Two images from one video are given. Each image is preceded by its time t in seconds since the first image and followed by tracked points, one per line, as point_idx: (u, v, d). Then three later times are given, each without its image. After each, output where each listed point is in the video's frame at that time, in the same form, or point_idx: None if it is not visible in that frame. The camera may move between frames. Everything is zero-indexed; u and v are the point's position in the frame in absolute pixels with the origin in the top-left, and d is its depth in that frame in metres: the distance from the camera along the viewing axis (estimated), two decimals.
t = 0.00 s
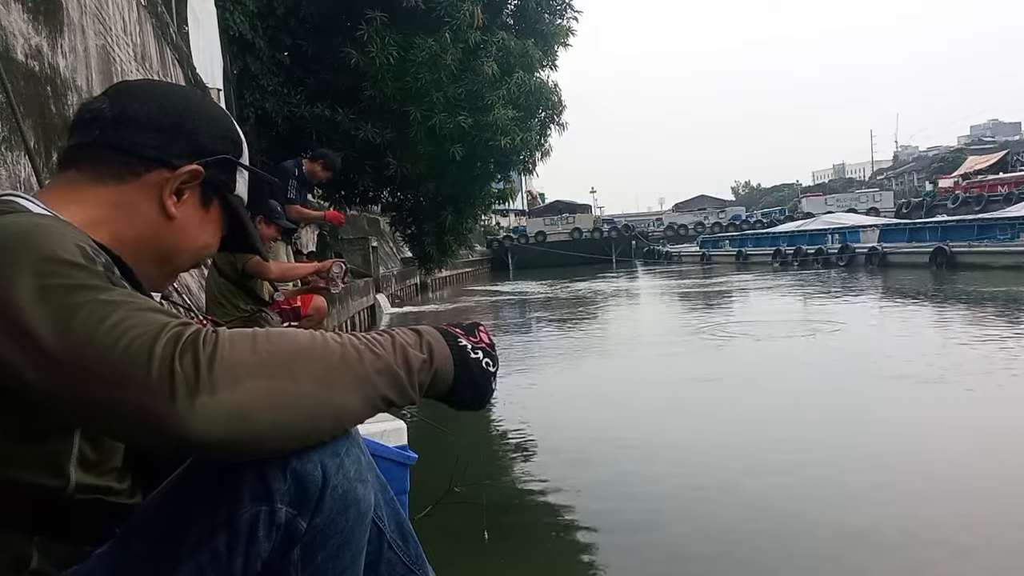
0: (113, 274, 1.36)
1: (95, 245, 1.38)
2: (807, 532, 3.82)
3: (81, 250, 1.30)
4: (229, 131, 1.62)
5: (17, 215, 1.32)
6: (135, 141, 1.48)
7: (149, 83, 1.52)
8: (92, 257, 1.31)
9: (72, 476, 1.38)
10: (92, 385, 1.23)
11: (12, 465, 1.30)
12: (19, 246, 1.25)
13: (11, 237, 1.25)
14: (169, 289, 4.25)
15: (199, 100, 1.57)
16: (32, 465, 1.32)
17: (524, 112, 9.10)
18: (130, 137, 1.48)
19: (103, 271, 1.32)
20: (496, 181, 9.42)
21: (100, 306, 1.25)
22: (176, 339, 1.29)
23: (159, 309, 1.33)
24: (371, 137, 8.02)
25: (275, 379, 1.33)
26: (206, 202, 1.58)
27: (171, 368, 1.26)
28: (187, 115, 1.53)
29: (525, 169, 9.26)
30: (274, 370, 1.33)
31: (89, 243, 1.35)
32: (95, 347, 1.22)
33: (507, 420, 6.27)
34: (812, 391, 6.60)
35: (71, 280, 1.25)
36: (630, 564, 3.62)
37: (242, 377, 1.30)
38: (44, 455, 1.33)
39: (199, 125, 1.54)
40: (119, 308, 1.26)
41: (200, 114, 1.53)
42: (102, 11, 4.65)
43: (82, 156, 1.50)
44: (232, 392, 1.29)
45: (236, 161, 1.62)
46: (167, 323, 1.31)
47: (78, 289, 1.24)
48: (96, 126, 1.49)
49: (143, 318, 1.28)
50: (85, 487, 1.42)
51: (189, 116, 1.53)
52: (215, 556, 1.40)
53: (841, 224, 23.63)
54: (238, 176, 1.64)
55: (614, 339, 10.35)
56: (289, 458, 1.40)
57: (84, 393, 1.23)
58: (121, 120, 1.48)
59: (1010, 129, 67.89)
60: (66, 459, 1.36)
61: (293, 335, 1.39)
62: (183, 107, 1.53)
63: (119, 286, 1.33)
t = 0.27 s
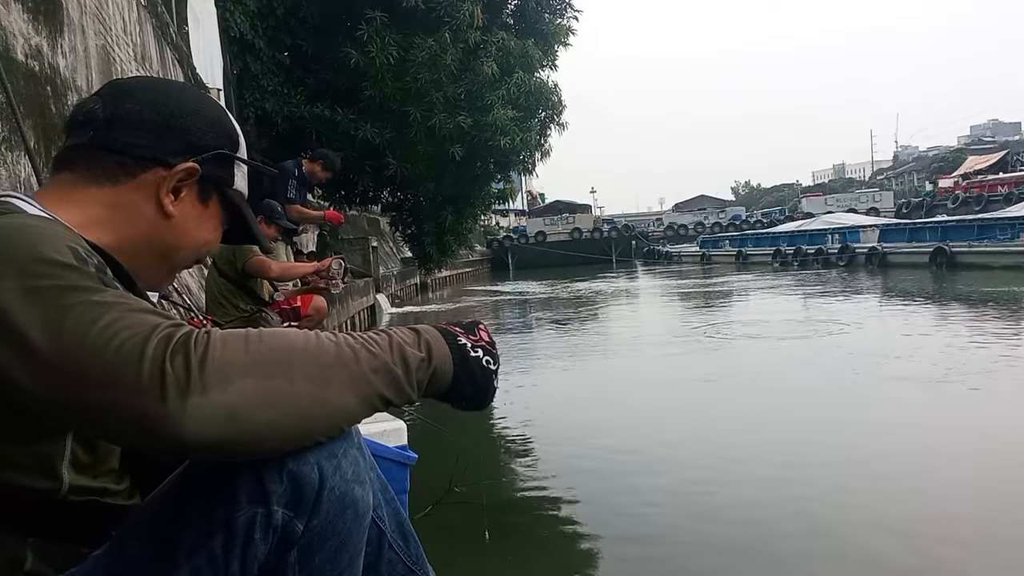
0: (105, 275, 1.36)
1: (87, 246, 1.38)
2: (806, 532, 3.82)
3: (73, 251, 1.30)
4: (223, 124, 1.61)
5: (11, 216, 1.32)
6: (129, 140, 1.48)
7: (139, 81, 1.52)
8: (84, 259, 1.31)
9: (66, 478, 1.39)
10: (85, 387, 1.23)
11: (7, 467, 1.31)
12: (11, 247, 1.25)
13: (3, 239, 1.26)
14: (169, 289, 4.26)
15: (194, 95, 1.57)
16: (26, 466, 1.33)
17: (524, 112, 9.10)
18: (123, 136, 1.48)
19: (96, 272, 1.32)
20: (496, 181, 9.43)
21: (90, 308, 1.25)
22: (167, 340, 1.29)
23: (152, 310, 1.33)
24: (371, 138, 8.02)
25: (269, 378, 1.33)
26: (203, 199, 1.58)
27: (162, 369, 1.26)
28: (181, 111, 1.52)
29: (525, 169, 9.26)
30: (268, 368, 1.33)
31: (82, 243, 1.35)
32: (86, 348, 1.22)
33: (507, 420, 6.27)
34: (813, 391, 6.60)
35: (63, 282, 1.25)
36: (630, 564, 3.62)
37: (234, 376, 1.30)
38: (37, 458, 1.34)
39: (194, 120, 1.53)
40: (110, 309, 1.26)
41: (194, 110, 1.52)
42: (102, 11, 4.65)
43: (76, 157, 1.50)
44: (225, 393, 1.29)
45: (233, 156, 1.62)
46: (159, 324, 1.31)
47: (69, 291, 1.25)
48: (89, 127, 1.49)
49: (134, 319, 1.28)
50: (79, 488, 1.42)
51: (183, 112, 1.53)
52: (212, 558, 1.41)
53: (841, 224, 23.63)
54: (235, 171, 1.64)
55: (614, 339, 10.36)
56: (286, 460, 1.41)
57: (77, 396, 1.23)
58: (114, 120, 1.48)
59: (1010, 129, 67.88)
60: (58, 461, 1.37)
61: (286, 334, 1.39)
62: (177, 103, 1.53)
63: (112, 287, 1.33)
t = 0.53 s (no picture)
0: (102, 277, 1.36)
1: (83, 247, 1.38)
2: (806, 532, 3.83)
3: (68, 253, 1.30)
4: (224, 125, 1.61)
5: (9, 217, 1.32)
6: (128, 141, 1.48)
7: (138, 81, 1.52)
8: (81, 261, 1.31)
9: (61, 480, 1.39)
10: (79, 390, 1.23)
11: (4, 470, 1.32)
12: (8, 249, 1.26)
13: None
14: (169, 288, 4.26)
15: (195, 97, 1.57)
16: (19, 469, 1.33)
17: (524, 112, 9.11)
18: (122, 137, 1.48)
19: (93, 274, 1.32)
20: (496, 181, 9.43)
21: (85, 310, 1.25)
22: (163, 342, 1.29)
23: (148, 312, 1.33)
24: (371, 138, 8.02)
25: (265, 380, 1.33)
26: (204, 199, 1.58)
27: (157, 371, 1.25)
28: (181, 112, 1.52)
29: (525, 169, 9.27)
30: (264, 369, 1.33)
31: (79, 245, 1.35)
32: (80, 351, 1.22)
33: (507, 420, 6.27)
34: (812, 392, 6.60)
35: (59, 284, 1.25)
36: (630, 564, 3.62)
37: (229, 379, 1.30)
38: (33, 460, 1.34)
39: (194, 121, 1.53)
40: (105, 311, 1.26)
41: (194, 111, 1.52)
42: (102, 11, 4.65)
43: (75, 158, 1.50)
44: (219, 396, 1.29)
45: (234, 157, 1.62)
46: (154, 326, 1.30)
47: (64, 292, 1.25)
48: (89, 127, 1.49)
49: (129, 320, 1.28)
50: (74, 490, 1.42)
51: (183, 113, 1.52)
52: (209, 561, 1.41)
53: (841, 223, 23.64)
54: (236, 173, 1.64)
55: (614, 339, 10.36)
56: (283, 462, 1.41)
57: (71, 398, 1.23)
58: (112, 121, 1.48)
59: (1010, 129, 67.91)
60: (53, 463, 1.37)
61: (282, 337, 1.39)
62: (178, 104, 1.52)
63: (108, 289, 1.33)
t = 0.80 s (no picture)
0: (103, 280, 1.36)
1: (87, 250, 1.38)
2: (806, 531, 3.83)
3: (72, 256, 1.30)
4: (235, 134, 1.61)
5: (13, 219, 1.33)
6: (137, 146, 1.48)
7: (147, 86, 1.52)
8: (83, 265, 1.31)
9: (62, 483, 1.39)
10: (77, 395, 1.23)
11: (4, 472, 1.32)
12: (13, 249, 1.26)
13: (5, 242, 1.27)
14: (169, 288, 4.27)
15: (210, 104, 1.57)
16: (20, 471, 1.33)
17: (524, 112, 9.11)
18: (131, 143, 1.48)
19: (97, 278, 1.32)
20: (496, 181, 9.44)
21: (84, 315, 1.25)
22: (162, 347, 1.28)
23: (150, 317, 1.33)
24: (371, 138, 8.03)
25: (263, 387, 1.33)
26: (210, 207, 1.59)
27: (153, 377, 1.25)
28: (194, 120, 1.52)
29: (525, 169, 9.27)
30: (262, 374, 1.33)
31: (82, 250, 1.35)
32: (78, 355, 1.22)
33: (507, 421, 6.28)
34: (813, 392, 6.61)
35: (62, 288, 1.25)
36: (630, 564, 3.62)
37: (228, 386, 1.30)
38: (32, 464, 1.34)
39: (207, 129, 1.53)
40: (105, 315, 1.26)
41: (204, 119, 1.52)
42: (102, 12, 4.65)
43: (81, 160, 1.50)
44: (215, 402, 1.28)
45: (243, 167, 1.62)
46: (154, 331, 1.30)
47: (66, 297, 1.25)
48: (97, 131, 1.50)
49: (128, 325, 1.28)
50: (74, 493, 1.43)
51: (194, 121, 1.52)
52: (205, 567, 1.41)
53: (841, 223, 23.64)
54: (245, 182, 1.63)
55: (614, 339, 10.36)
56: (280, 467, 1.41)
57: (68, 403, 1.24)
58: (121, 126, 1.48)
59: (1010, 129, 67.95)
60: (52, 467, 1.37)
61: (280, 342, 1.39)
62: (190, 111, 1.52)
63: (110, 293, 1.33)
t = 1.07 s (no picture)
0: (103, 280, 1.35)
1: (87, 252, 1.37)
2: (806, 531, 3.83)
3: (73, 257, 1.30)
4: (233, 132, 1.60)
5: (12, 219, 1.32)
6: (133, 143, 1.48)
7: (145, 82, 1.52)
8: (83, 266, 1.30)
9: (65, 481, 1.40)
10: (82, 398, 1.23)
11: (4, 471, 1.31)
12: (13, 250, 1.26)
13: (4, 243, 1.27)
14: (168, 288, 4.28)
15: (209, 101, 1.57)
16: (23, 470, 1.33)
17: (524, 111, 9.11)
18: (126, 140, 1.48)
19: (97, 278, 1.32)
20: (496, 181, 9.44)
21: (89, 317, 1.25)
22: (171, 350, 1.28)
23: (155, 319, 1.33)
24: (371, 138, 8.02)
25: (272, 389, 1.32)
26: (207, 205, 1.58)
27: (164, 381, 1.25)
28: (190, 117, 1.52)
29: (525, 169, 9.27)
30: (270, 376, 1.33)
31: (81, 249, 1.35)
32: (85, 358, 1.22)
33: (507, 421, 6.28)
34: (813, 392, 6.61)
35: (64, 291, 1.25)
36: (630, 563, 3.62)
37: (238, 390, 1.30)
38: (34, 463, 1.34)
39: (203, 126, 1.53)
40: (111, 318, 1.26)
41: (202, 115, 1.52)
42: (102, 12, 4.65)
43: (78, 158, 1.50)
44: (228, 406, 1.28)
45: (242, 164, 1.61)
46: (161, 333, 1.30)
47: (68, 298, 1.24)
48: (93, 128, 1.50)
49: (135, 326, 1.27)
50: (79, 491, 1.44)
51: (191, 118, 1.52)
52: (211, 563, 1.39)
53: (841, 223, 23.65)
54: (244, 180, 1.63)
55: (614, 339, 10.36)
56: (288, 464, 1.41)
57: (75, 406, 1.23)
58: (117, 123, 1.48)
59: (1010, 129, 67.94)
60: (54, 466, 1.37)
61: (288, 341, 1.39)
62: (187, 108, 1.52)
63: (115, 295, 1.33)
